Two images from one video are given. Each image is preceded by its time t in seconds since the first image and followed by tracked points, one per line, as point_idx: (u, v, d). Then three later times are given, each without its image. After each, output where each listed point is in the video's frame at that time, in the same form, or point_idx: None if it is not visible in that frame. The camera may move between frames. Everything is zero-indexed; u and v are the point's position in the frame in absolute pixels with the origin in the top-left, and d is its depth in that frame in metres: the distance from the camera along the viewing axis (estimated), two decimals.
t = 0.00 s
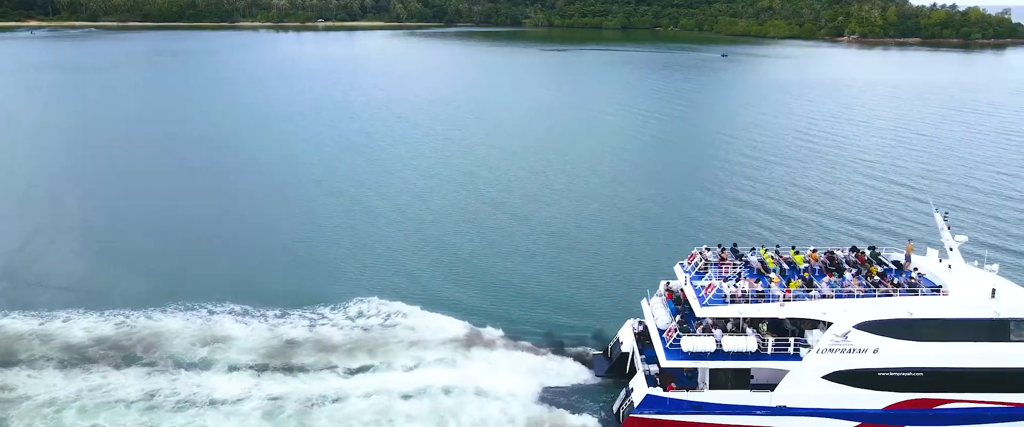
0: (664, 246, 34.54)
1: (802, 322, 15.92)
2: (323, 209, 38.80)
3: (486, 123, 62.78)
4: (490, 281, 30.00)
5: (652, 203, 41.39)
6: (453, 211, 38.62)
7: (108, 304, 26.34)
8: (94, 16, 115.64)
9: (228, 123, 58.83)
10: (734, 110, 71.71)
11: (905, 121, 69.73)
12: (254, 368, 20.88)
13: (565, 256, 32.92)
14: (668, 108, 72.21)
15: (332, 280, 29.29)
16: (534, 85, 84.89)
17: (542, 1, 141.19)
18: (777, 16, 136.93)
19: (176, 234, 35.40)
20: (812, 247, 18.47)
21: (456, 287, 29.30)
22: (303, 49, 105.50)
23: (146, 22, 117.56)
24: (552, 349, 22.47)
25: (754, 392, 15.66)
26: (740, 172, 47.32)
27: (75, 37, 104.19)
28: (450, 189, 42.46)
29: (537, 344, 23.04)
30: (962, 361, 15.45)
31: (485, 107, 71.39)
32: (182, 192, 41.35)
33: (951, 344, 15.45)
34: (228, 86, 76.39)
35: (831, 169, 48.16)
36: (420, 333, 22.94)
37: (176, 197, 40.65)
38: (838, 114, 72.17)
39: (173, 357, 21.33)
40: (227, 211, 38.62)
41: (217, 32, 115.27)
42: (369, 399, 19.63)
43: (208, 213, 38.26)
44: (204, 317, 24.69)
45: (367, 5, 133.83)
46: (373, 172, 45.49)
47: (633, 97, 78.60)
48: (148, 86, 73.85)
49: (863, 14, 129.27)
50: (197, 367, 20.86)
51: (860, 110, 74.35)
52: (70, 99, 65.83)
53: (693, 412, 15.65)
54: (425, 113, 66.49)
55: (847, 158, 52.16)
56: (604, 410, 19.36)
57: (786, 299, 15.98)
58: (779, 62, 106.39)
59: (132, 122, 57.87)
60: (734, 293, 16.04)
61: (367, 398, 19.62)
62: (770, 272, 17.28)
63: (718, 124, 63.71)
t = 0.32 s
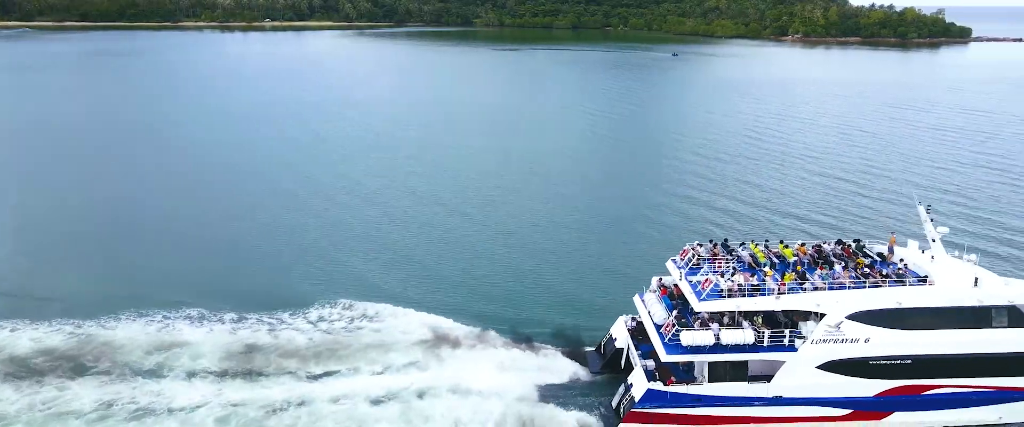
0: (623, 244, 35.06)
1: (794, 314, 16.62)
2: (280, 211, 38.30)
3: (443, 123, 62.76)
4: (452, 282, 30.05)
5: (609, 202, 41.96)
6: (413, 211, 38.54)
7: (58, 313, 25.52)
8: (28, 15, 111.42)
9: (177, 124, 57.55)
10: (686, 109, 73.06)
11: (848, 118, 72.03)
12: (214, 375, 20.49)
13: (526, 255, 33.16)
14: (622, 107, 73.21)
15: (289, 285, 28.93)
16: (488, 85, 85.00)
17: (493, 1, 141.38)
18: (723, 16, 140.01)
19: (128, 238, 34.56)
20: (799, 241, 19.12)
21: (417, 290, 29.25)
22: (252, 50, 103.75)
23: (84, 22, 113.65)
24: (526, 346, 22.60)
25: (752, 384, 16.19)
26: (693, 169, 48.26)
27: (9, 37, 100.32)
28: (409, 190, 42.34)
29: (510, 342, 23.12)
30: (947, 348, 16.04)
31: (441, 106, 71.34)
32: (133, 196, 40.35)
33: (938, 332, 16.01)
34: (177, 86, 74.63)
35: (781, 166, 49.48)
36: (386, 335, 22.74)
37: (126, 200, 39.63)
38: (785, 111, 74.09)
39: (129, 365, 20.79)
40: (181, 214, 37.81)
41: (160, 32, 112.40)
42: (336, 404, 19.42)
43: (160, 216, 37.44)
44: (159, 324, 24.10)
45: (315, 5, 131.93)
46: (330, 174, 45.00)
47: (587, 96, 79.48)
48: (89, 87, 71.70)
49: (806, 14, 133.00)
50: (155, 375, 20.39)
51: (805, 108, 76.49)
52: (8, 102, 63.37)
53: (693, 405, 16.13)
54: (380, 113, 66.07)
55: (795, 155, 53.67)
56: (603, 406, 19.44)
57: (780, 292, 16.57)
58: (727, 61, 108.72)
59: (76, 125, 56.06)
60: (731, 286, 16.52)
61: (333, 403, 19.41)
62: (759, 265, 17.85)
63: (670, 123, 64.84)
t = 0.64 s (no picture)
0: (570, 239, 35.84)
1: (775, 304, 17.71)
2: (224, 213, 37.65)
3: (383, 124, 62.52)
4: (405, 283, 30.27)
5: (554, 200, 42.79)
6: (360, 213, 38.46)
7: None
8: None
9: (104, 128, 55.52)
10: (621, 108, 74.68)
11: (774, 115, 74.94)
12: (160, 386, 19.92)
13: (477, 255, 33.60)
14: (559, 106, 74.31)
15: (236, 293, 28.56)
16: (425, 84, 85.02)
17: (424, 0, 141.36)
18: (650, 16, 143.34)
19: (61, 246, 33.40)
20: (773, 233, 20.13)
21: (368, 289, 29.36)
22: (177, 51, 100.82)
23: None
24: (488, 343, 22.80)
25: (740, 372, 17.30)
26: (633, 166, 49.59)
27: None
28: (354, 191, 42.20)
29: (471, 338, 23.28)
30: (918, 331, 17.51)
31: (379, 107, 70.98)
32: (64, 202, 38.91)
33: (907, 316, 17.46)
34: (101, 89, 71.96)
35: (715, 162, 51.23)
36: (339, 341, 22.46)
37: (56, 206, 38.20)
38: (716, 109, 76.60)
39: (65, 378, 19.98)
40: (118, 219, 36.72)
41: (75, 32, 107.90)
42: (293, 411, 19.10)
43: (94, 222, 36.27)
44: (95, 336, 23.23)
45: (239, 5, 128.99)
46: (271, 176, 44.33)
47: (523, 95, 80.23)
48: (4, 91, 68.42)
49: (729, 14, 137.41)
50: (95, 387, 19.68)
51: (735, 105, 79.18)
52: None
53: (683, 394, 17.20)
54: (318, 114, 65.38)
55: (727, 152, 55.62)
56: (593, 400, 19.55)
57: (764, 282, 17.57)
58: (656, 60, 111.44)
59: None
60: (718, 278, 17.41)
61: (290, 410, 19.09)
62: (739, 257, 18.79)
63: (607, 122, 66.26)
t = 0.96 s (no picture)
0: (522, 237, 36.28)
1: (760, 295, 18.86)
2: (170, 218, 36.85)
3: (328, 126, 61.96)
4: (364, 285, 30.31)
5: (503, 199, 43.13)
6: (311, 216, 38.16)
7: None
8: None
9: (32, 132, 53.37)
10: (565, 106, 75.73)
11: (712, 112, 77.07)
12: (109, 399, 19.37)
13: (433, 256, 33.83)
14: (504, 105, 74.85)
15: (188, 298, 28.05)
16: (368, 85, 84.45)
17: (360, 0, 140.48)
18: (587, 15, 145.42)
19: None
20: (753, 227, 21.28)
21: (323, 291, 29.22)
22: (104, 51, 97.52)
23: None
24: (470, 342, 22.66)
25: (731, 361, 18.37)
26: (580, 164, 50.38)
27: None
28: (304, 194, 41.83)
29: (453, 337, 23.23)
30: (894, 317, 18.75)
31: (323, 108, 70.30)
32: None
33: (884, 302, 18.73)
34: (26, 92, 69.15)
35: (659, 160, 52.56)
36: (299, 347, 22.18)
37: None
38: (656, 107, 78.26)
39: (7, 395, 19.28)
40: (57, 225, 35.50)
41: None
42: (254, 419, 18.79)
43: (30, 229, 34.99)
44: (36, 350, 22.44)
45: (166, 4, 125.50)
46: (217, 179, 43.55)
47: (468, 95, 80.53)
48: None
49: (663, 14, 140.66)
50: (40, 402, 19.03)
51: (674, 103, 81.05)
52: None
53: (678, 385, 18.24)
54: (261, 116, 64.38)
55: (670, 149, 57.12)
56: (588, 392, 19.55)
57: (751, 273, 18.70)
58: (595, 59, 113.13)
59: None
60: (708, 271, 18.44)
61: (251, 419, 18.79)
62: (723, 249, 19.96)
63: (551, 121, 67.08)
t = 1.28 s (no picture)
0: (470, 238, 36.54)
1: (744, 284, 20.22)
2: (107, 227, 35.81)
3: (266, 128, 60.98)
4: (316, 289, 30.20)
5: (448, 200, 43.26)
6: (255, 221, 37.57)
7: None
8: None
9: None
10: (505, 106, 76.35)
11: (646, 110, 78.91)
12: (55, 414, 18.87)
13: (384, 259, 33.97)
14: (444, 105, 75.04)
15: (133, 307, 27.36)
16: (304, 86, 83.29)
17: None
18: (519, 14, 146.82)
19: None
20: (729, 219, 22.68)
21: (273, 296, 28.90)
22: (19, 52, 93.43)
23: None
24: (441, 345, 22.51)
25: (721, 348, 19.59)
26: (523, 164, 50.95)
27: None
28: (245, 199, 41.12)
29: (424, 340, 23.09)
30: (868, 302, 20.34)
31: (260, 110, 69.12)
32: None
33: (858, 287, 20.32)
34: None
35: (600, 159, 53.77)
36: (256, 354, 21.93)
37: None
38: (592, 105, 79.56)
39: None
40: None
41: None
42: None
43: None
44: None
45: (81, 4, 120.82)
46: (155, 186, 42.50)
47: (407, 96, 80.41)
48: None
49: (594, 14, 143.42)
50: None
51: (610, 102, 82.55)
52: None
53: (672, 373, 19.32)
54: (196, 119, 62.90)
55: (609, 147, 58.44)
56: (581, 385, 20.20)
57: (737, 264, 20.12)
58: (529, 58, 114.26)
59: None
60: (698, 263, 19.76)
61: None
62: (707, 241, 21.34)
63: (491, 121, 67.49)
